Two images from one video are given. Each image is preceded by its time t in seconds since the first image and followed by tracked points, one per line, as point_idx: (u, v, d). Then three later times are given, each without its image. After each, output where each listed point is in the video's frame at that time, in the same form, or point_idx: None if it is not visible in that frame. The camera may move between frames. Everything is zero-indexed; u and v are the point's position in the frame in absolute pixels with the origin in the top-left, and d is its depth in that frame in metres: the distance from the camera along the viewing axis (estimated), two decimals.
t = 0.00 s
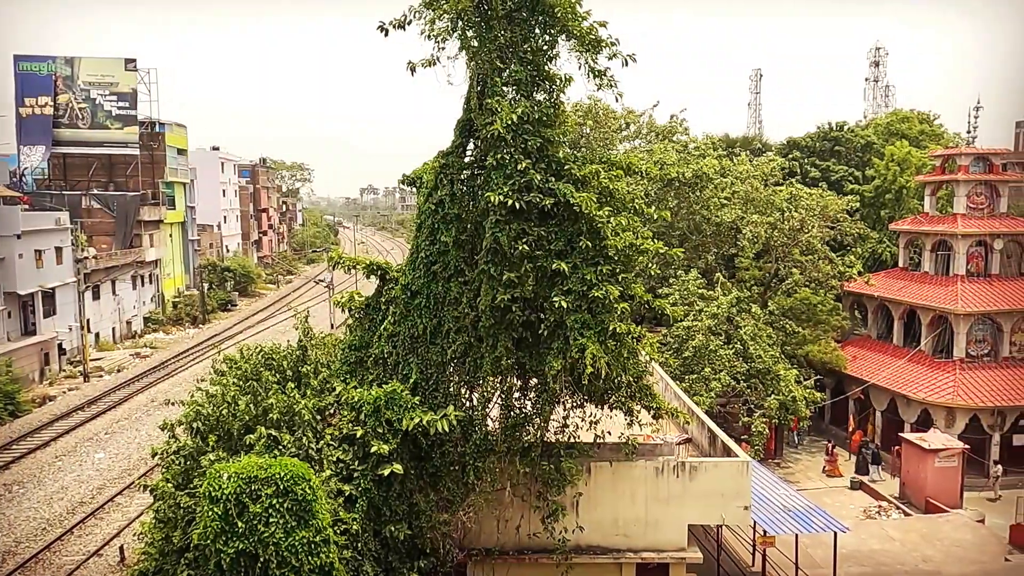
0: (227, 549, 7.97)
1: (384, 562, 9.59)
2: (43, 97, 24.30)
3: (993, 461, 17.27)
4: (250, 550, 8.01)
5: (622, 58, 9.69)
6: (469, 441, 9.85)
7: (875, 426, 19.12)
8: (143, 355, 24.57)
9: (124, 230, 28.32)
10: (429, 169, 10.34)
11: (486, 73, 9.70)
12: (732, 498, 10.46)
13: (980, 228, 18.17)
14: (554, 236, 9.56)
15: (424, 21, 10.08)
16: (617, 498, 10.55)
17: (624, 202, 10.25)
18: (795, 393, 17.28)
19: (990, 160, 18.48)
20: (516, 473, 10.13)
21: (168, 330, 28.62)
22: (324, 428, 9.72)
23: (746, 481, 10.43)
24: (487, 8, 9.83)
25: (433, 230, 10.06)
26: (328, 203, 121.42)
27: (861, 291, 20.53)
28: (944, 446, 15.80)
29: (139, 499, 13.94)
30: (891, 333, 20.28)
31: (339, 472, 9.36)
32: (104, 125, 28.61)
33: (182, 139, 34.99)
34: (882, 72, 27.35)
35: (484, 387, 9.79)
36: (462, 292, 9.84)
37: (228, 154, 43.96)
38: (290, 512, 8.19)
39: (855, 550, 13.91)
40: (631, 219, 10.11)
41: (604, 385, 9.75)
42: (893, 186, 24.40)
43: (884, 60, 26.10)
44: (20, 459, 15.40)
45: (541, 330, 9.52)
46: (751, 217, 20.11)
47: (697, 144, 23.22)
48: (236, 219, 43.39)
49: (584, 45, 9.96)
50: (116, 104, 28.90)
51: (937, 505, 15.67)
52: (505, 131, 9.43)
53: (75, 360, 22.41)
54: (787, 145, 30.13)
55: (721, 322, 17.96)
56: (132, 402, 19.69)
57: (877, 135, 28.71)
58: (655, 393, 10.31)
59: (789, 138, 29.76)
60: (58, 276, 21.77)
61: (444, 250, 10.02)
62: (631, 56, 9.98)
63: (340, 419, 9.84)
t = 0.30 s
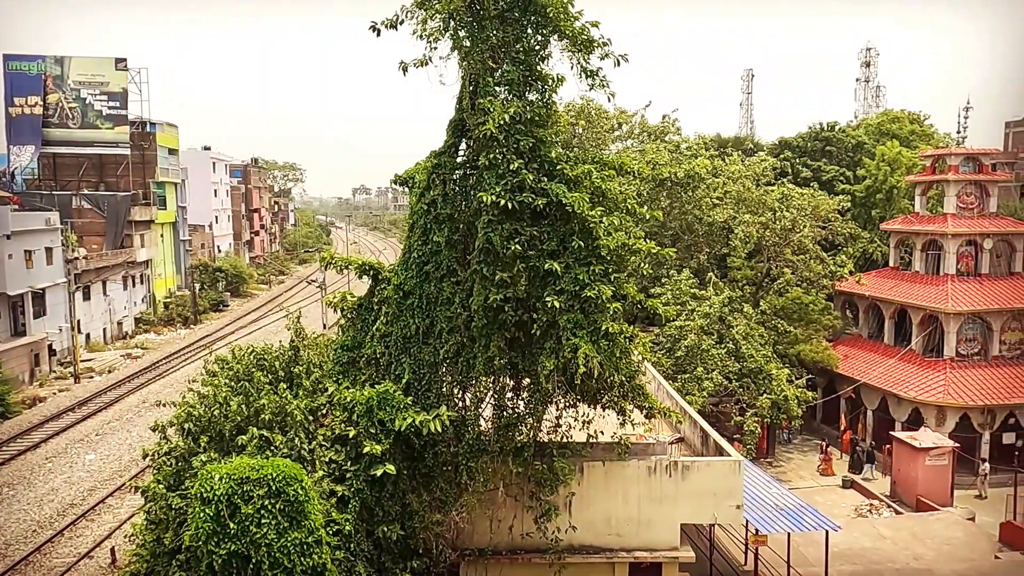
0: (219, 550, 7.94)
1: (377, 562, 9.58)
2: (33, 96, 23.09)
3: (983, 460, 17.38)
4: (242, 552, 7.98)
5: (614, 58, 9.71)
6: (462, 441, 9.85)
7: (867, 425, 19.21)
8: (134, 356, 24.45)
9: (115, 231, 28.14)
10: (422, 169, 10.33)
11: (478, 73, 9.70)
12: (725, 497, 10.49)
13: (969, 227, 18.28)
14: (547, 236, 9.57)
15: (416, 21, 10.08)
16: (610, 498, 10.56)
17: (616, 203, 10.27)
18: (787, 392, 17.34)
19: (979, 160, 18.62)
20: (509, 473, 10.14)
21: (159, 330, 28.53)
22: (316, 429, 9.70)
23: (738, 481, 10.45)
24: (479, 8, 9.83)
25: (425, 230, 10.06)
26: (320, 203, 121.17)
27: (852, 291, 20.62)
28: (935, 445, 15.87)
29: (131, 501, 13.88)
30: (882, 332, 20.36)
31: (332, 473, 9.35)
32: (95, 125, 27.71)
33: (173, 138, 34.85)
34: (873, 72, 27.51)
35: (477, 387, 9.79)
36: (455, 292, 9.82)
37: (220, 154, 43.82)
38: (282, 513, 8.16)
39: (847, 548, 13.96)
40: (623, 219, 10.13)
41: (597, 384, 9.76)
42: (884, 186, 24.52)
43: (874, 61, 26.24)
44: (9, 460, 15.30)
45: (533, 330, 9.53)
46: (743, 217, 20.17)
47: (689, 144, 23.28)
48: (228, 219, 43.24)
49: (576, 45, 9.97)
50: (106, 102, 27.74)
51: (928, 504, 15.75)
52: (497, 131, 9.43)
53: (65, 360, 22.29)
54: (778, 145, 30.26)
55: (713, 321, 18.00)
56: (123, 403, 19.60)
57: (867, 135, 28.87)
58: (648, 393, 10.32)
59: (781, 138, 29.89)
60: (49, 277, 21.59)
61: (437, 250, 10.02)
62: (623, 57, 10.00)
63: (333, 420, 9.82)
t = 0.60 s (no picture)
0: (210, 551, 7.92)
1: (370, 563, 9.56)
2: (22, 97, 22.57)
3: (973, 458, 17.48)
4: (234, 553, 7.95)
5: (606, 58, 9.73)
6: (454, 441, 9.84)
7: (858, 424, 19.31)
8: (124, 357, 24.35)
9: (106, 231, 27.62)
10: (414, 169, 10.32)
11: (470, 73, 9.70)
12: (716, 496, 10.51)
13: (960, 227, 18.39)
14: (539, 236, 9.57)
15: (407, 21, 10.07)
16: (602, 497, 10.58)
17: (608, 202, 10.28)
18: (778, 392, 17.41)
19: (969, 160, 18.69)
20: (501, 473, 10.14)
21: (151, 330, 28.44)
22: (308, 429, 9.67)
23: (730, 480, 10.48)
24: (471, 7, 9.83)
25: (417, 230, 10.05)
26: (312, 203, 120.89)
27: (843, 290, 20.71)
28: (925, 443, 15.96)
29: (121, 503, 13.81)
30: (873, 331, 20.45)
31: (324, 474, 9.32)
32: (85, 123, 27.37)
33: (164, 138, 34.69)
34: (863, 73, 27.65)
35: (470, 387, 9.79)
36: (447, 292, 9.82)
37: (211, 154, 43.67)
38: (274, 514, 8.13)
39: (839, 547, 14.01)
40: (615, 219, 10.14)
41: (590, 384, 9.78)
42: (875, 186, 24.64)
43: (865, 61, 26.38)
44: None
45: (525, 330, 9.54)
46: (734, 217, 20.23)
47: (681, 144, 23.32)
48: (219, 219, 43.08)
49: (568, 45, 9.98)
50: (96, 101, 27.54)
51: (918, 502, 15.83)
52: (489, 131, 9.42)
53: (55, 361, 22.14)
54: (770, 144, 30.37)
55: (705, 321, 18.05)
56: (114, 404, 19.51)
57: (858, 135, 29.02)
58: (640, 392, 10.34)
59: (772, 138, 30.00)
60: (38, 277, 21.31)
61: (429, 250, 10.01)
62: (615, 57, 10.02)
63: (324, 420, 9.81)
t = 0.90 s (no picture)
0: (202, 553, 7.89)
1: (362, 564, 9.55)
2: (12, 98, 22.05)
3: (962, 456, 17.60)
4: (225, 554, 7.93)
5: (598, 58, 9.75)
6: (446, 440, 9.83)
7: (848, 424, 19.41)
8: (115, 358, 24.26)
9: (96, 231, 27.67)
10: (406, 169, 10.31)
11: (462, 72, 9.69)
12: (708, 495, 10.54)
13: (949, 227, 18.53)
14: (531, 236, 9.57)
15: (399, 20, 10.05)
16: (595, 497, 10.59)
17: (600, 202, 10.29)
18: (770, 391, 17.48)
19: (958, 160, 18.85)
20: (494, 473, 10.14)
21: (141, 331, 28.30)
22: (300, 430, 9.65)
23: (722, 478, 10.51)
24: (462, 7, 9.82)
25: (409, 230, 10.04)
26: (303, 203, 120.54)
27: (834, 289, 20.79)
28: (916, 442, 16.05)
29: (111, 504, 13.75)
30: (864, 330, 20.54)
31: (316, 474, 9.31)
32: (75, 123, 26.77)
33: (155, 138, 34.53)
34: (854, 73, 27.78)
35: (462, 387, 9.79)
36: (439, 292, 9.81)
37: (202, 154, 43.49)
38: (265, 515, 8.11)
39: (830, 545, 14.07)
40: (607, 219, 10.15)
41: (582, 383, 9.79)
42: (865, 186, 24.76)
43: (856, 62, 26.51)
44: None
45: (517, 330, 9.55)
46: (726, 217, 20.28)
47: (673, 143, 23.37)
48: (211, 219, 42.92)
49: (560, 45, 9.99)
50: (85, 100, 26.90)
51: (908, 500, 15.92)
52: (481, 131, 9.42)
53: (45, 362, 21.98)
54: (761, 144, 30.47)
55: (697, 320, 18.09)
56: (104, 405, 19.41)
57: (848, 135, 29.17)
58: (632, 392, 10.36)
59: (763, 138, 30.11)
60: (27, 278, 20.75)
61: (421, 250, 9.99)
62: (607, 57, 10.04)
63: (316, 420, 9.79)
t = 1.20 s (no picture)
0: (192, 554, 7.86)
1: (353, 564, 9.54)
2: None
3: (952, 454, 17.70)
4: (216, 555, 7.91)
5: (589, 58, 9.77)
6: (439, 441, 9.83)
7: (839, 423, 19.49)
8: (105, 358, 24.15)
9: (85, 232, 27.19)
10: (398, 169, 10.31)
11: (453, 72, 9.70)
12: (700, 494, 10.57)
13: (939, 226, 18.62)
14: (522, 236, 9.57)
15: (390, 20, 10.05)
16: (587, 497, 10.61)
17: (592, 202, 10.30)
18: (761, 390, 17.56)
19: (948, 160, 18.99)
20: (486, 473, 10.14)
21: (132, 331, 28.16)
22: (291, 430, 9.63)
23: (714, 477, 10.54)
24: (454, 7, 9.82)
25: (401, 230, 10.03)
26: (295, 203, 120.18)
27: (825, 289, 20.88)
28: (906, 440, 16.13)
29: (101, 506, 13.67)
30: (855, 329, 20.62)
31: (308, 475, 9.29)
32: (63, 122, 26.47)
33: (145, 137, 34.35)
34: (844, 73, 27.92)
35: (454, 387, 9.78)
36: (431, 292, 9.81)
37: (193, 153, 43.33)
38: (257, 516, 8.08)
39: (821, 544, 14.12)
40: (599, 219, 10.16)
41: (574, 383, 9.80)
42: (856, 185, 24.87)
43: (846, 62, 26.65)
44: None
45: (509, 330, 9.56)
46: (717, 216, 20.34)
47: (665, 143, 23.41)
48: (202, 219, 42.74)
49: (551, 45, 9.99)
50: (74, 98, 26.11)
51: (899, 498, 16.00)
52: (473, 130, 9.42)
53: (35, 363, 21.81)
54: (752, 144, 30.58)
55: (689, 319, 18.14)
56: (94, 406, 19.30)
57: (839, 135, 29.30)
58: (624, 391, 10.37)
59: (755, 138, 30.22)
60: (17, 279, 20.47)
61: (413, 249, 9.98)
62: (598, 57, 10.06)
63: (308, 421, 9.77)
